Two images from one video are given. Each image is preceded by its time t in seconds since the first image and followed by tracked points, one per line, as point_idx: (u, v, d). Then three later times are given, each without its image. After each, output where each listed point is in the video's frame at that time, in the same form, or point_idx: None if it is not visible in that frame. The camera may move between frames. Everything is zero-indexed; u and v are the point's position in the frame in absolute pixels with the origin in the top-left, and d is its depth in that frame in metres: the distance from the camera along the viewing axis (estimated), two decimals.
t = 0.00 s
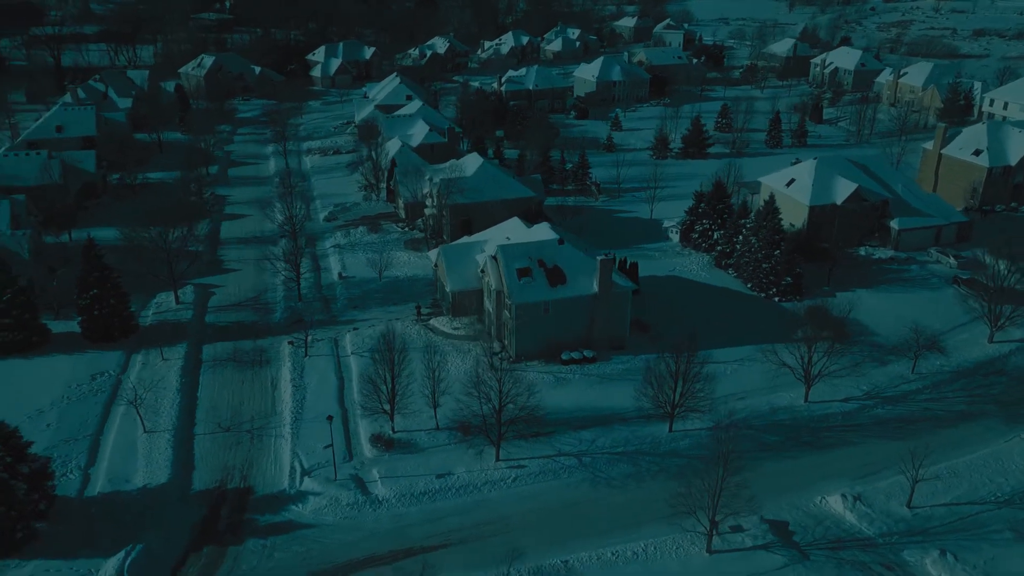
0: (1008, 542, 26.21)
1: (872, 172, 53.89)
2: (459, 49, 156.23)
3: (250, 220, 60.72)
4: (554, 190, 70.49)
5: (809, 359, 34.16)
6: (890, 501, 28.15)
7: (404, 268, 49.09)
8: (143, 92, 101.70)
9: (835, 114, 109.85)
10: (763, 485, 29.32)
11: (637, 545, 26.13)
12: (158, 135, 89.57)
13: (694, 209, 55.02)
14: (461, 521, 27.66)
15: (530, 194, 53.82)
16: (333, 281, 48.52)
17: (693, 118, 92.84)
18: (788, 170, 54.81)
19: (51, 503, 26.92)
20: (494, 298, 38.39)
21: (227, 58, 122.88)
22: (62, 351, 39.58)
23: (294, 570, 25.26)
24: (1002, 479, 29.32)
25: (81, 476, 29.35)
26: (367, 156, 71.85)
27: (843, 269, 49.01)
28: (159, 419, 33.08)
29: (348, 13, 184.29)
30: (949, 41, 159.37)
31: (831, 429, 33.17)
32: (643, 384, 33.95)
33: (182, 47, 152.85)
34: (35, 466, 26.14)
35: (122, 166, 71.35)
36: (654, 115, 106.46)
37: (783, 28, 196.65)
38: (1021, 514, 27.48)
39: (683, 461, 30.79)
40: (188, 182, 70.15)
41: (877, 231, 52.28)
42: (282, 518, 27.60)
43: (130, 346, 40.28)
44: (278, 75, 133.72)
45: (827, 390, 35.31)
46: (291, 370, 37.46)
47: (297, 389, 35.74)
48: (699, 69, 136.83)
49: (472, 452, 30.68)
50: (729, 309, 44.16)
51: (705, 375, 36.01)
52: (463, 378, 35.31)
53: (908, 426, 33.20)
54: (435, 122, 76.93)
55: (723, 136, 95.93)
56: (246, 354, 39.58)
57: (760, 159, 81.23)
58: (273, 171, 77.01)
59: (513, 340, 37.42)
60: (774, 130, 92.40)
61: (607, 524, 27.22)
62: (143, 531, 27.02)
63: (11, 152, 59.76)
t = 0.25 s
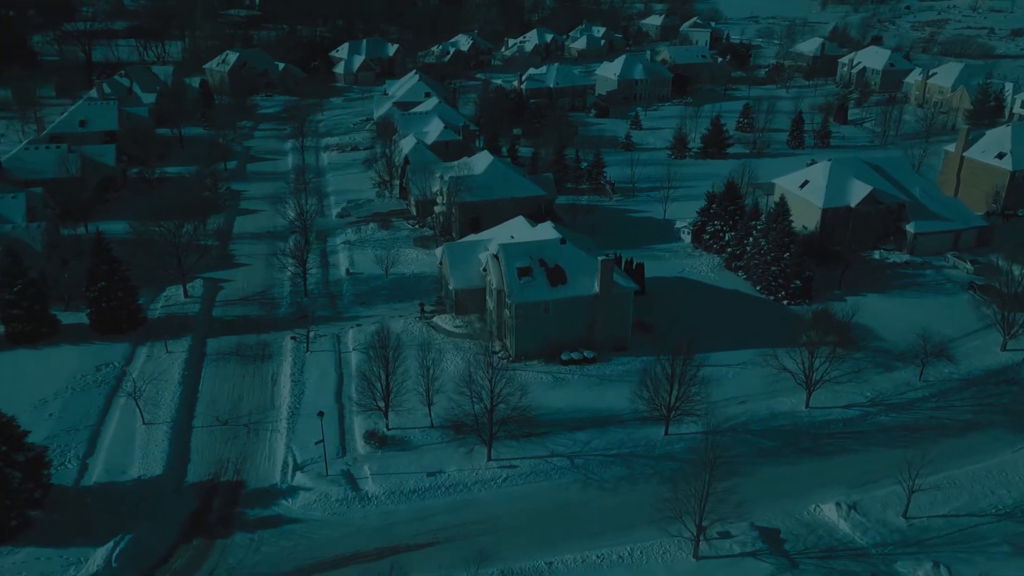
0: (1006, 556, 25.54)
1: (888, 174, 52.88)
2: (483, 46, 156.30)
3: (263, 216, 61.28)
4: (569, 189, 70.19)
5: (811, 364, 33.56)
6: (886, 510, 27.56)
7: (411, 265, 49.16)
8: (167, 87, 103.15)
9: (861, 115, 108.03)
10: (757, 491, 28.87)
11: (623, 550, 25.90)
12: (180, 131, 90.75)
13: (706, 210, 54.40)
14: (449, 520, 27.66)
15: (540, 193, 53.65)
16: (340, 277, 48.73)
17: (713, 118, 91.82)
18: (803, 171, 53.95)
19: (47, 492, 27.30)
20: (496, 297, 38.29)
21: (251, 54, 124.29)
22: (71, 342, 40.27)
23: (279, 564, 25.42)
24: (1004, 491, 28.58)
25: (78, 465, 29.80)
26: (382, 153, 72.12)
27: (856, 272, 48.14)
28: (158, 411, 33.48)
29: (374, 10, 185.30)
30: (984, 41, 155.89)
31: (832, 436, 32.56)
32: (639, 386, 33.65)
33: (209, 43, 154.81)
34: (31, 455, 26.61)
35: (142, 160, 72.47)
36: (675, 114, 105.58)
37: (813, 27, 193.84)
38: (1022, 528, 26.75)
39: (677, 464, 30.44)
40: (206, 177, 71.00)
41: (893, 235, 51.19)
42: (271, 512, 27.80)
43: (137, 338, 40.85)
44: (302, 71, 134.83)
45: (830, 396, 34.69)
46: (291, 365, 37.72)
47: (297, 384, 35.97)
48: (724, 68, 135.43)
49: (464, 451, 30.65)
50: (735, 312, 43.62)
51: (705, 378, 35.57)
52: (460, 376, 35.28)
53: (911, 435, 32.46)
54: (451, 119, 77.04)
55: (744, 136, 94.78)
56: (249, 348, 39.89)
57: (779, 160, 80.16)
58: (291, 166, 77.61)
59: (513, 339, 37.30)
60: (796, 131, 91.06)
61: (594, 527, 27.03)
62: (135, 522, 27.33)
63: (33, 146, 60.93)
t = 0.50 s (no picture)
0: (1005, 573, 24.81)
1: (909, 178, 51.68)
2: (510, 44, 156.17)
3: (280, 211, 61.92)
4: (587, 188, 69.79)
5: (814, 370, 32.92)
6: (884, 522, 26.93)
7: (421, 262, 49.25)
8: (195, 82, 104.79)
9: (891, 116, 105.85)
10: (753, 499, 28.39)
11: (610, 554, 25.58)
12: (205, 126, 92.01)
13: (721, 212, 53.65)
14: (438, 518, 27.67)
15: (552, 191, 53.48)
16: (350, 274, 48.99)
17: (738, 118, 90.61)
18: (821, 173, 52.96)
19: (46, 479, 27.83)
20: (499, 296, 38.19)
21: (279, 50, 125.69)
22: (83, 332, 41.11)
23: (267, 557, 25.61)
24: (1009, 506, 27.76)
25: (79, 454, 30.36)
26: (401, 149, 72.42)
27: (872, 278, 47.11)
28: (161, 403, 33.98)
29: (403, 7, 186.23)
30: None
31: (834, 444, 31.89)
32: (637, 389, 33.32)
33: (239, 39, 156.91)
34: (30, 443, 27.12)
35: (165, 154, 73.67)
36: (700, 114, 104.48)
37: (848, 27, 190.37)
38: None
39: (673, 469, 30.08)
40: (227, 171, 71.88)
41: (912, 240, 50.04)
42: (263, 506, 28.03)
43: (147, 330, 41.49)
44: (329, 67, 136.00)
45: (834, 403, 34.01)
46: (295, 360, 38.03)
47: (299, 379, 36.25)
48: (753, 68, 133.70)
49: (458, 450, 30.63)
50: (745, 315, 43.00)
51: (708, 382, 35.10)
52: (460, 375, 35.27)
53: (917, 445, 31.67)
54: (470, 117, 77.12)
55: (769, 136, 93.41)
56: (255, 342, 40.27)
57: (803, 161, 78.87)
58: (311, 161, 78.27)
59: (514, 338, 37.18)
60: (822, 132, 89.49)
61: (584, 530, 26.77)
62: (130, 511, 27.68)
63: (57, 139, 62.18)
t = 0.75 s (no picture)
0: None
1: (932, 182, 50.35)
2: (539, 42, 155.80)
3: (299, 206, 62.50)
4: (607, 187, 69.28)
5: (819, 378, 32.26)
6: (881, 534, 26.31)
7: (432, 259, 49.29)
8: (225, 78, 106.33)
9: (926, 119, 103.34)
10: (748, 507, 27.91)
11: (597, 557, 25.46)
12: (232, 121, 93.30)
13: (738, 214, 52.79)
14: (429, 516, 27.67)
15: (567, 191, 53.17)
16: (362, 270, 49.22)
17: (764, 118, 89.21)
18: (841, 176, 51.79)
19: (47, 466, 28.43)
20: (503, 295, 38.05)
21: (308, 46, 127.03)
22: (97, 322, 41.96)
23: (256, 550, 25.84)
24: (1014, 522, 26.92)
25: (83, 442, 30.94)
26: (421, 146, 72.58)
27: (890, 284, 46.00)
28: (165, 394, 34.49)
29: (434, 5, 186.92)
30: None
31: (837, 453, 31.23)
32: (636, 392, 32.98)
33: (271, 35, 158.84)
34: (31, 430, 27.75)
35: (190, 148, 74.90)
36: (727, 114, 103.12)
37: (887, 27, 186.34)
38: None
39: (669, 473, 29.69)
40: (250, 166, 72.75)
41: (934, 246, 48.75)
42: (257, 499, 28.31)
43: (158, 321, 42.16)
44: (358, 64, 137.02)
45: (840, 411, 33.33)
46: (300, 354, 38.33)
47: (302, 373, 36.52)
48: (785, 69, 131.61)
49: (452, 448, 30.59)
50: (756, 319, 42.33)
51: (711, 387, 34.60)
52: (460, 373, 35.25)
53: (923, 456, 30.86)
54: (491, 115, 77.03)
55: (797, 138, 91.83)
56: (263, 336, 40.67)
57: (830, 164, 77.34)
58: (333, 156, 78.86)
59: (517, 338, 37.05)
60: (851, 134, 87.69)
61: (572, 532, 26.62)
62: (127, 500, 28.16)
63: (84, 132, 63.46)
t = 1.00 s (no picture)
0: None
1: (951, 187, 49.22)
2: (566, 41, 155.27)
3: (314, 202, 63.00)
4: (624, 187, 68.70)
5: (820, 385, 31.67)
6: (874, 546, 25.75)
7: (440, 258, 49.36)
8: (251, 74, 107.60)
9: (957, 122, 100.98)
10: (739, 514, 27.51)
11: (581, 561, 25.13)
12: (256, 117, 94.31)
13: (752, 216, 51.94)
14: (417, 515, 27.64)
15: (578, 191, 52.85)
16: (371, 266, 49.43)
17: (788, 119, 87.83)
18: (858, 180, 50.76)
19: (46, 455, 28.91)
20: (505, 294, 37.91)
21: (334, 44, 128.19)
22: (107, 313, 42.64)
23: (243, 543, 26.04)
24: (1014, 539, 26.19)
25: (83, 432, 31.47)
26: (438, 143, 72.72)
27: (904, 290, 45.00)
28: (167, 386, 34.94)
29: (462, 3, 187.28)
30: None
31: (836, 462, 30.63)
32: (632, 394, 32.65)
33: (300, 32, 160.36)
34: (30, 419, 28.23)
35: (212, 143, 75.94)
36: (752, 115, 101.81)
37: (923, 27, 182.45)
38: None
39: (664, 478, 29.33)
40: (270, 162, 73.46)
41: (952, 252, 47.56)
42: (248, 493, 28.55)
43: (167, 314, 42.75)
44: (383, 61, 137.76)
45: (842, 419, 32.70)
46: (303, 349, 38.57)
47: (303, 368, 36.75)
48: (814, 69, 129.54)
49: (445, 449, 30.51)
50: (764, 324, 41.67)
51: (710, 392, 34.21)
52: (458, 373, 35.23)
53: (925, 467, 30.13)
54: (510, 113, 76.87)
55: (822, 139, 90.27)
56: (268, 330, 41.04)
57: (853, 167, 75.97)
58: (352, 153, 79.36)
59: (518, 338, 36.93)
60: (878, 137, 85.97)
61: (559, 535, 26.36)
62: (121, 490, 28.57)
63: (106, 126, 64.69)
